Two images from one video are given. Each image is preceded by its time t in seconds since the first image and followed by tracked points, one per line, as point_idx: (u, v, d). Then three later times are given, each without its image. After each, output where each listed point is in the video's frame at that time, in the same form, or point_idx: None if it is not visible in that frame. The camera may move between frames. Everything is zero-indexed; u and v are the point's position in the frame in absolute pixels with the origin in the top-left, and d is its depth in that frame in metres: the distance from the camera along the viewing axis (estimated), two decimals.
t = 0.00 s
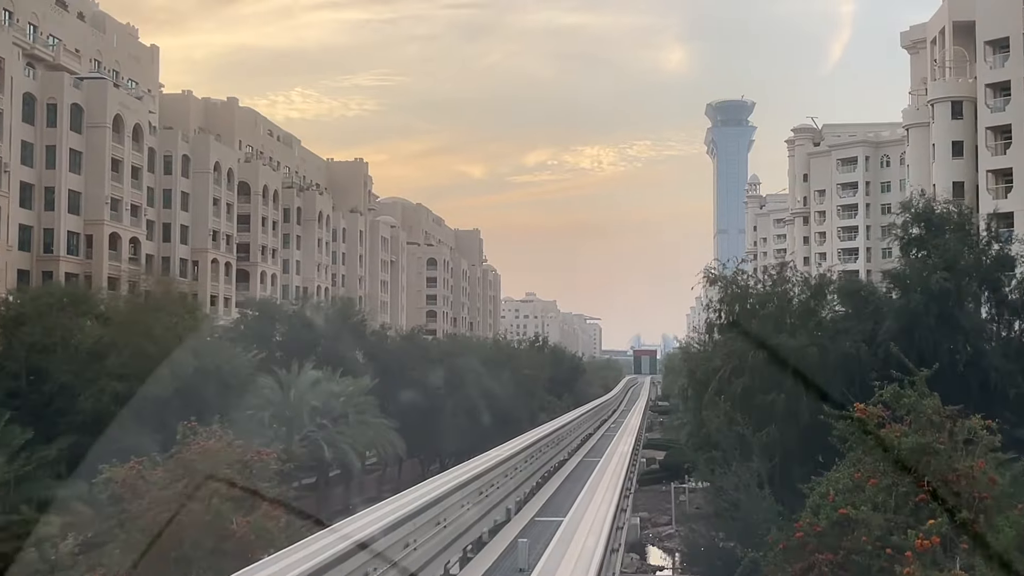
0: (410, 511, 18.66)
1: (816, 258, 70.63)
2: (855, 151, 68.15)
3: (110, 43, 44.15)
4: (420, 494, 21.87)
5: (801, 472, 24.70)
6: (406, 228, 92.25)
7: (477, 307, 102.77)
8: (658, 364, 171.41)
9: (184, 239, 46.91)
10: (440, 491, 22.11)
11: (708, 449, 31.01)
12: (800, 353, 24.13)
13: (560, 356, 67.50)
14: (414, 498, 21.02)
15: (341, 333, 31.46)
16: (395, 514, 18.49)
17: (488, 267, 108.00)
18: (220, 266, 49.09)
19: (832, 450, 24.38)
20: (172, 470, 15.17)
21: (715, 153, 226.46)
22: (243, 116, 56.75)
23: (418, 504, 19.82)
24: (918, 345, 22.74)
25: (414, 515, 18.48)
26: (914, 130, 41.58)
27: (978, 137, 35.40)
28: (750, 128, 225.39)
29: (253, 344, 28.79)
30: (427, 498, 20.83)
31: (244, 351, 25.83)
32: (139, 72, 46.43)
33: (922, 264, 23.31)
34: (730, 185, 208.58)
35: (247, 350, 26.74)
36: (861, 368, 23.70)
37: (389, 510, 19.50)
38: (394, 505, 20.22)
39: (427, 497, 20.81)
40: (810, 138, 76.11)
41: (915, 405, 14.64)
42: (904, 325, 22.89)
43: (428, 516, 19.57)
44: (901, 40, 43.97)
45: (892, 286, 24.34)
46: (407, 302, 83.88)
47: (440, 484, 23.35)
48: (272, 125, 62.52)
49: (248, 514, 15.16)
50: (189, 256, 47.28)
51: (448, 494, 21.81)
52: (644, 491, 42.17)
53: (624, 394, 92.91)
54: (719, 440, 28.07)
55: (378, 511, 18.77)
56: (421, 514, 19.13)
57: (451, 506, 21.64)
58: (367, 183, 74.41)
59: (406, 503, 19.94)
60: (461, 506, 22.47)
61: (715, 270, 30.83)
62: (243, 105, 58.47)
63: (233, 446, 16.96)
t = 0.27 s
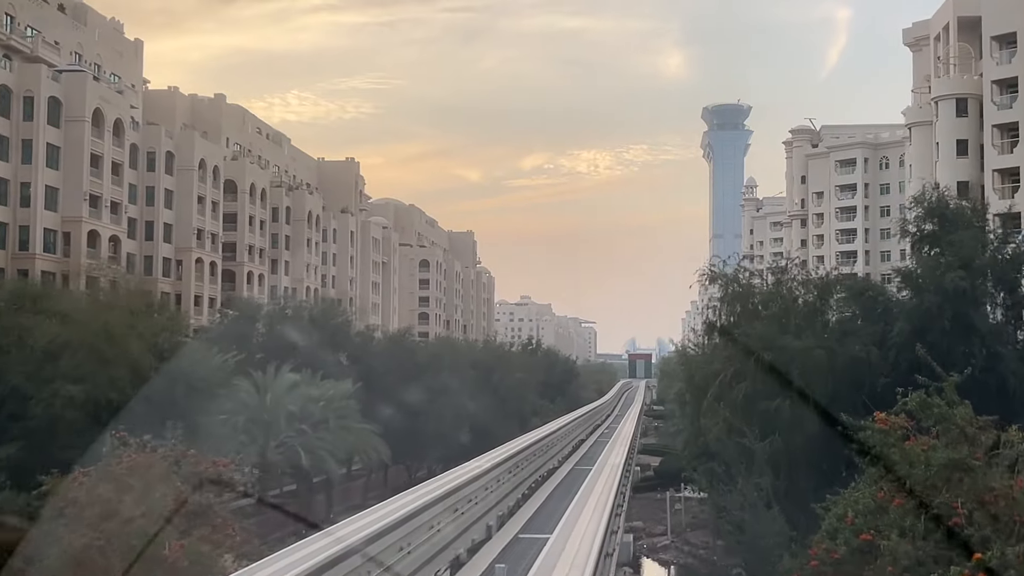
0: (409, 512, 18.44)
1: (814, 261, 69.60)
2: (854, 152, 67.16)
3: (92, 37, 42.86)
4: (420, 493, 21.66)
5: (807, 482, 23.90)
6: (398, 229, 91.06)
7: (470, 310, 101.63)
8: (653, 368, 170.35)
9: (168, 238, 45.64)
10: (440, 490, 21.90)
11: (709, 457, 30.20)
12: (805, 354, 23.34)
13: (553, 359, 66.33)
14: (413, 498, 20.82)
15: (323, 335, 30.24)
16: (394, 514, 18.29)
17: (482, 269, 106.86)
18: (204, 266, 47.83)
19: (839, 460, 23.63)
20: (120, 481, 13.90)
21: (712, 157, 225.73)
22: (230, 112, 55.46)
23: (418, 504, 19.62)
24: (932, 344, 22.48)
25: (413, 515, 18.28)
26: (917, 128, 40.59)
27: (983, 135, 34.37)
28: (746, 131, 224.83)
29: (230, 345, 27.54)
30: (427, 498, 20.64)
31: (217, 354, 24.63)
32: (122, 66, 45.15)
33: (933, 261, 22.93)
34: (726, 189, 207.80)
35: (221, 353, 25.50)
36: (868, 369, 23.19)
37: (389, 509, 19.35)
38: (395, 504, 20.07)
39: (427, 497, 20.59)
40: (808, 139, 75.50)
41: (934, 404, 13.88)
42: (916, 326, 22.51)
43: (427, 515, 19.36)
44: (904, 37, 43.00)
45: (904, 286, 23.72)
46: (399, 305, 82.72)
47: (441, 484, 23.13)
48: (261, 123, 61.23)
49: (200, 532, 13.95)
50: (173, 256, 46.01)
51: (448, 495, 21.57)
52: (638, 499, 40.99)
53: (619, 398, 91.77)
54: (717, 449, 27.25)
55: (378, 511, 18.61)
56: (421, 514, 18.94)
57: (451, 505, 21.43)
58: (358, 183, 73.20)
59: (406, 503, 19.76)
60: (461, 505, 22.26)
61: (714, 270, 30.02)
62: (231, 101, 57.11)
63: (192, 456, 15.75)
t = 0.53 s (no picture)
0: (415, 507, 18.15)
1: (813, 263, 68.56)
2: (854, 152, 66.13)
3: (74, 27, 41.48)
4: (423, 492, 21.34)
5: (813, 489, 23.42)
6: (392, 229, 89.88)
7: (464, 311, 100.48)
8: (649, 371, 169.43)
9: (151, 235, 44.30)
10: (442, 489, 21.61)
11: (708, 462, 29.45)
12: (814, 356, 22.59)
13: (547, 361, 65.18)
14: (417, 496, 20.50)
15: (305, 336, 29.03)
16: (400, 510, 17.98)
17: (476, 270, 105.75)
18: (188, 263, 46.51)
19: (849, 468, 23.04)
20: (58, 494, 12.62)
21: (709, 159, 224.97)
22: (217, 108, 54.13)
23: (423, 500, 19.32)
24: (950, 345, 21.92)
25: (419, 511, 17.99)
26: (921, 125, 39.64)
27: (991, 131, 33.36)
28: (743, 133, 224.16)
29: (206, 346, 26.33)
30: (430, 496, 20.35)
31: (191, 354, 23.45)
32: (106, 59, 43.80)
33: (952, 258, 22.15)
34: (723, 191, 207.06)
35: (195, 354, 24.29)
36: (883, 372, 22.43)
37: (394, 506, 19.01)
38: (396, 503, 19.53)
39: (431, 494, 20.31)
40: (807, 139, 74.63)
41: (969, 411, 13.14)
42: (931, 326, 21.99)
43: (433, 512, 19.07)
44: (907, 32, 41.99)
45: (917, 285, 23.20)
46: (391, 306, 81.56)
47: (442, 484, 22.82)
48: (251, 119, 59.91)
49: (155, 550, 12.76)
50: (156, 254, 44.67)
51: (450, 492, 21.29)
52: (633, 506, 39.85)
53: (614, 401, 90.77)
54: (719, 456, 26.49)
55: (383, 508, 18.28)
56: (427, 509, 18.65)
57: (455, 503, 21.15)
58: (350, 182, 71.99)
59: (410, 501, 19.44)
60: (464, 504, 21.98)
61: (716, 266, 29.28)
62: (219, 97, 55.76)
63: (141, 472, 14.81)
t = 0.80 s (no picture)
0: (415, 507, 17.79)
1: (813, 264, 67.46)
2: (856, 152, 65.04)
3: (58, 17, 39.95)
4: (422, 494, 20.98)
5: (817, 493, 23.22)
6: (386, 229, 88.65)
7: (459, 312, 99.27)
8: (646, 374, 168.30)
9: (136, 232, 42.91)
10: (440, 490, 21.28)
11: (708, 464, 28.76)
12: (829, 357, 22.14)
13: (542, 363, 64.00)
14: (416, 497, 20.14)
15: (288, 336, 27.77)
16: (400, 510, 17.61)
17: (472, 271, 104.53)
18: (173, 262, 45.09)
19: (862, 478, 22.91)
20: None
21: (707, 161, 224.07)
22: (207, 102, 52.69)
23: (422, 501, 18.95)
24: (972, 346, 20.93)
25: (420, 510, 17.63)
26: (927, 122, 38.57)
27: (1002, 126, 32.24)
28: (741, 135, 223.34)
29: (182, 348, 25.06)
30: (427, 499, 19.75)
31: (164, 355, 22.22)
32: (90, 50, 42.30)
33: (975, 252, 21.07)
34: (721, 193, 206.12)
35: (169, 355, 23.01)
36: (901, 374, 21.87)
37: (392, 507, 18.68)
38: (391, 506, 18.69)
39: (430, 495, 19.98)
40: (807, 139, 73.63)
41: None
42: (953, 326, 21.11)
43: (432, 513, 18.69)
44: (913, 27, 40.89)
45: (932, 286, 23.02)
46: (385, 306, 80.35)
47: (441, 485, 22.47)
48: (240, 116, 58.55)
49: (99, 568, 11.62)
50: (141, 251, 43.28)
51: (449, 495, 20.92)
52: (630, 512, 38.68)
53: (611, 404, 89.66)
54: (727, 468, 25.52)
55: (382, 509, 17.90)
56: (427, 509, 18.29)
57: (452, 506, 20.80)
58: (344, 180, 70.74)
59: (409, 501, 19.07)
60: (461, 507, 21.63)
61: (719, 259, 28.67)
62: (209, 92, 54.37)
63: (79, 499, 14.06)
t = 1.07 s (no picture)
0: (427, 499, 17.74)
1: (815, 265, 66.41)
2: (860, 151, 63.97)
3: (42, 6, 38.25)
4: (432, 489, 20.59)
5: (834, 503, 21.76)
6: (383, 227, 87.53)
7: (457, 313, 98.21)
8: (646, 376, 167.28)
9: (122, 229, 41.39)
10: (448, 485, 21.17)
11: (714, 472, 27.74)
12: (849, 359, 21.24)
13: (540, 365, 62.92)
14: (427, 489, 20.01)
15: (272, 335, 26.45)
16: (414, 500, 17.65)
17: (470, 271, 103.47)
18: (161, 259, 43.53)
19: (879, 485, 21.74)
20: None
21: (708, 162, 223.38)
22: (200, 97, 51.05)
23: (436, 493, 18.99)
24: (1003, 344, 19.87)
25: (433, 502, 17.59)
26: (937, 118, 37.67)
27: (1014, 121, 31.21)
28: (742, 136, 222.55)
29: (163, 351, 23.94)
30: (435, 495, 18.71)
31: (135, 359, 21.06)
32: (77, 41, 40.61)
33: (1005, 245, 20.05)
34: (720, 195, 205.37)
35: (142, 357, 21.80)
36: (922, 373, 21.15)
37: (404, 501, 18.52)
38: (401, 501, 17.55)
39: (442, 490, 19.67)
40: (811, 138, 72.55)
41: None
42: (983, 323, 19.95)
43: (446, 504, 18.71)
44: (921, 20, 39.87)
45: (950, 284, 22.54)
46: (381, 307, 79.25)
47: (449, 480, 22.34)
48: (233, 111, 57.28)
49: None
50: (128, 248, 41.76)
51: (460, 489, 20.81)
52: (629, 519, 37.52)
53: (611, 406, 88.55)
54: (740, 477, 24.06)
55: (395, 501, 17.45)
56: (439, 502, 18.23)
57: (461, 501, 20.37)
58: (339, 177, 69.52)
59: (423, 492, 19.08)
60: (469, 502, 21.27)
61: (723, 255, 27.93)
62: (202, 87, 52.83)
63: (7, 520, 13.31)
